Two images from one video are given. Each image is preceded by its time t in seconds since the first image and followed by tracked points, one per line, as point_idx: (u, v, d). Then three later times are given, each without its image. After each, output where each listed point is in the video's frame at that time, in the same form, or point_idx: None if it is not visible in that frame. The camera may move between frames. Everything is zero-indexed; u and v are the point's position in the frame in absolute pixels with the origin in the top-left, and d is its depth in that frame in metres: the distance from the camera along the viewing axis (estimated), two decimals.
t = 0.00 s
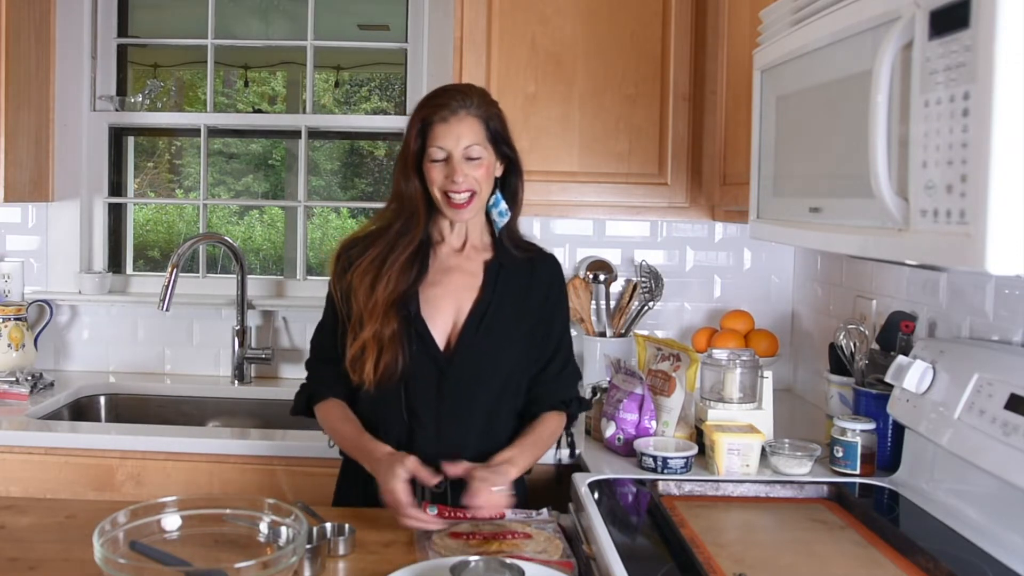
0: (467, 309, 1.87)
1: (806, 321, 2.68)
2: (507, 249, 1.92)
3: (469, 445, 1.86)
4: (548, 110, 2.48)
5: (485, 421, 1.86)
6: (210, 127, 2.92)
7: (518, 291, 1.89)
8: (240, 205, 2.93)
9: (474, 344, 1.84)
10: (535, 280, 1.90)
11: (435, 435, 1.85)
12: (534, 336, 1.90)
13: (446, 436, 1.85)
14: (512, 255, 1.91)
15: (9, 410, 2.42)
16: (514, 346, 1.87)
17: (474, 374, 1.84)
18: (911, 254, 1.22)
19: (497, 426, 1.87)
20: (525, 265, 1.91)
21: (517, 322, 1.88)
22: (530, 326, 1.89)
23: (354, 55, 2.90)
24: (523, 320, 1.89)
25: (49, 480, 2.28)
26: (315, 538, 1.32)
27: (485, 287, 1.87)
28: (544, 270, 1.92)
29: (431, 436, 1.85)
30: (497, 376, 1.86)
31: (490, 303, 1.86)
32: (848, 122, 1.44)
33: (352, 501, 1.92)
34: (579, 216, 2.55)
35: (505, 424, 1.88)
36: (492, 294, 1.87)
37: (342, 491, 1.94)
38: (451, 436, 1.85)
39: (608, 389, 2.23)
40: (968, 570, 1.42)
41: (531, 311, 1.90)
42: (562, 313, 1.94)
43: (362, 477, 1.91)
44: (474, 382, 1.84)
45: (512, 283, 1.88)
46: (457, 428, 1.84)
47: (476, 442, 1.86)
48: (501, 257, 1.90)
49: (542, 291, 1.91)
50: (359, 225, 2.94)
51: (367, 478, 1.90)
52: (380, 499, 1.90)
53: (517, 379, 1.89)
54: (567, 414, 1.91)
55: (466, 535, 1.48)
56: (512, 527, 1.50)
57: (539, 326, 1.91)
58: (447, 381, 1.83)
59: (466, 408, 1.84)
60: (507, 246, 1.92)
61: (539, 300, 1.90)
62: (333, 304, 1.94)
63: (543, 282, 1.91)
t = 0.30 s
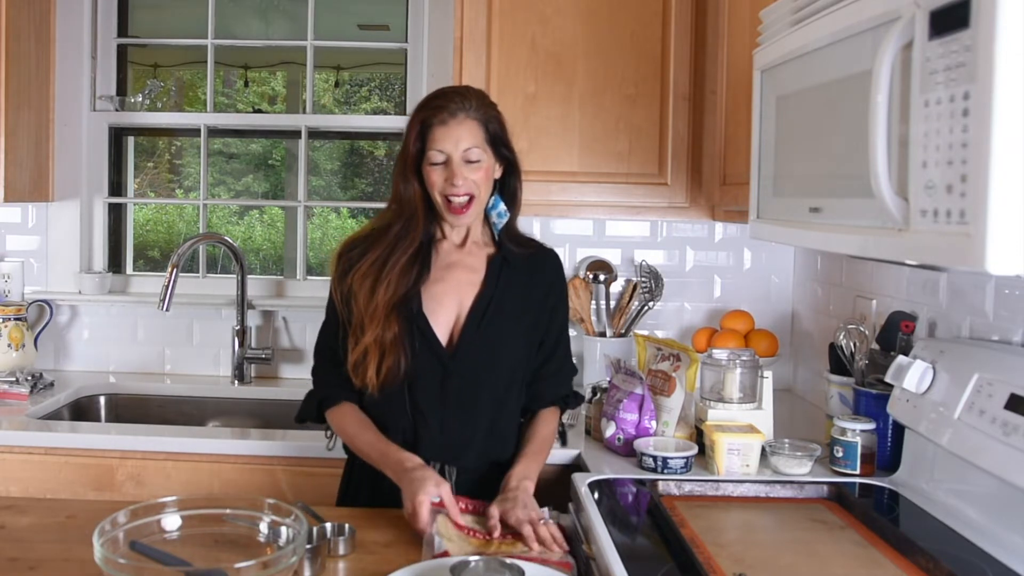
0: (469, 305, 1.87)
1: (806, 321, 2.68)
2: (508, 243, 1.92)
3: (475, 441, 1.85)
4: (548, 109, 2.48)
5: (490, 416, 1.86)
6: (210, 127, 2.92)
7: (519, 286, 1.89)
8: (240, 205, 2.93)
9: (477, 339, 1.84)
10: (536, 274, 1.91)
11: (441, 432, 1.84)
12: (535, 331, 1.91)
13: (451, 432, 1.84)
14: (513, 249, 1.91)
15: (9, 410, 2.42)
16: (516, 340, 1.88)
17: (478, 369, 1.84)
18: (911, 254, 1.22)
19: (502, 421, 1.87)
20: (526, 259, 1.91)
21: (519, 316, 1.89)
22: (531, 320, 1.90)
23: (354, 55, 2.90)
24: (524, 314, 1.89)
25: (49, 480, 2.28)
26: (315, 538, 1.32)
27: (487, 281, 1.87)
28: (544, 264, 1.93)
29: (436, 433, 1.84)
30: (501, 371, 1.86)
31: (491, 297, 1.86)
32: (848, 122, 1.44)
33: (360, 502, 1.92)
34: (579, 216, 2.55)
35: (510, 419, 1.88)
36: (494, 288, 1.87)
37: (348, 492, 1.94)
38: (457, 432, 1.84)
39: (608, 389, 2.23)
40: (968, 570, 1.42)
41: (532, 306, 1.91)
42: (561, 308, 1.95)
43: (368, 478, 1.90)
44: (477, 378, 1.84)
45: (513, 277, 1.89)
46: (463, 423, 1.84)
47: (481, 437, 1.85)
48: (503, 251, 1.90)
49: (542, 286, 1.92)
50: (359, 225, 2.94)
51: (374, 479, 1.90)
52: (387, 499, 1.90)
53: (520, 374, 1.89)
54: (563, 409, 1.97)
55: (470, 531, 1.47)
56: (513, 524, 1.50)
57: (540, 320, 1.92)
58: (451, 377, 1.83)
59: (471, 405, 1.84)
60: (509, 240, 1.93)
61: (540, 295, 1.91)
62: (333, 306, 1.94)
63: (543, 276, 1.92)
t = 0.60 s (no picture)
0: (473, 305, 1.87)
1: (807, 321, 2.68)
2: (511, 243, 1.92)
3: (479, 441, 1.85)
4: (548, 109, 2.48)
5: (494, 416, 1.86)
6: (210, 127, 2.92)
7: (523, 286, 1.90)
8: (240, 205, 2.93)
9: (481, 339, 1.84)
10: (539, 274, 1.91)
11: (445, 432, 1.83)
12: (539, 331, 1.92)
13: (456, 431, 1.84)
14: (517, 249, 1.91)
15: (9, 410, 2.42)
16: (520, 340, 1.88)
17: (482, 369, 1.84)
18: (910, 254, 1.22)
19: (506, 421, 1.87)
20: (529, 259, 1.91)
21: (523, 316, 1.89)
22: (534, 320, 1.90)
23: (354, 55, 2.90)
24: (527, 314, 1.89)
25: (49, 480, 2.28)
26: (315, 538, 1.32)
27: (491, 281, 1.88)
28: (549, 265, 1.93)
29: (440, 433, 1.83)
30: (504, 371, 1.86)
31: (495, 297, 1.86)
32: (848, 122, 1.44)
33: (364, 504, 1.92)
34: (579, 216, 2.55)
35: (514, 419, 1.88)
36: (497, 288, 1.87)
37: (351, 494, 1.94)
38: (461, 432, 1.84)
39: (608, 389, 2.23)
40: (968, 570, 1.42)
41: (537, 305, 1.91)
42: (564, 308, 1.96)
43: (371, 480, 1.90)
44: (481, 378, 1.84)
45: (516, 277, 1.89)
46: (467, 422, 1.84)
47: (485, 437, 1.85)
48: (507, 251, 1.90)
49: (546, 286, 1.92)
50: (359, 225, 2.94)
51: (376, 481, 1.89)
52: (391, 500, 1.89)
53: (524, 374, 1.89)
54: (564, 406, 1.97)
55: (469, 527, 1.45)
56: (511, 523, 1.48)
57: (544, 320, 1.92)
58: (456, 376, 1.83)
59: (474, 404, 1.84)
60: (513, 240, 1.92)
61: (544, 295, 1.92)
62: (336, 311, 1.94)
63: (547, 276, 1.92)
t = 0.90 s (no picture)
0: (473, 306, 1.87)
1: (807, 321, 2.68)
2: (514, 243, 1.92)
3: (479, 441, 1.85)
4: (548, 109, 2.48)
5: (494, 417, 1.86)
6: (210, 127, 2.92)
7: (526, 287, 1.89)
8: (240, 205, 2.93)
9: (481, 339, 1.84)
10: (541, 275, 1.91)
11: (445, 432, 1.84)
12: (542, 332, 1.92)
13: (456, 431, 1.84)
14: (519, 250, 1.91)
15: (9, 410, 2.42)
16: (522, 340, 1.88)
17: (481, 369, 1.84)
18: (910, 254, 1.22)
19: (506, 421, 1.87)
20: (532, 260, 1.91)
21: (524, 316, 1.88)
22: (536, 320, 1.90)
23: (354, 55, 2.90)
24: (529, 314, 1.89)
25: (49, 480, 2.28)
26: (315, 538, 1.32)
27: (491, 282, 1.87)
28: (552, 266, 1.93)
29: (440, 433, 1.84)
30: (505, 371, 1.86)
31: (496, 297, 1.86)
32: (848, 122, 1.44)
33: (364, 502, 1.92)
34: (579, 216, 2.55)
35: (515, 419, 1.88)
36: (498, 288, 1.87)
37: (352, 492, 1.94)
38: (461, 432, 1.84)
39: (608, 389, 2.23)
40: (968, 570, 1.42)
41: (539, 306, 1.91)
42: (567, 308, 1.95)
43: (372, 480, 1.90)
44: (481, 378, 1.84)
45: (518, 277, 1.89)
46: (467, 423, 1.84)
47: (485, 437, 1.86)
48: (509, 252, 1.90)
49: (549, 287, 1.92)
50: (359, 225, 2.94)
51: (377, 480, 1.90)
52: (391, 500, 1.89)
53: (525, 374, 1.89)
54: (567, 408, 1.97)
55: (467, 527, 1.45)
56: (510, 523, 1.48)
57: (546, 321, 1.92)
58: (456, 377, 1.83)
59: (475, 404, 1.84)
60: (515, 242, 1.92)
61: (547, 296, 1.91)
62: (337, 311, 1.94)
63: (548, 277, 1.92)
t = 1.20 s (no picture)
0: (470, 306, 1.87)
1: (806, 321, 2.68)
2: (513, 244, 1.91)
3: (476, 440, 1.85)
4: (548, 109, 2.48)
5: (492, 417, 1.86)
6: (210, 127, 2.92)
7: (525, 287, 1.89)
8: (240, 205, 2.93)
9: (477, 338, 1.84)
10: (540, 275, 1.91)
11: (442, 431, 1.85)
12: (541, 332, 1.91)
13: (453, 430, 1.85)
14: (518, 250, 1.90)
15: (9, 410, 2.42)
16: (520, 340, 1.88)
17: (478, 368, 1.84)
18: (911, 254, 1.22)
19: (504, 422, 1.87)
20: (531, 260, 1.91)
21: (523, 316, 1.88)
22: (535, 320, 1.90)
23: (354, 55, 2.90)
24: (527, 314, 1.89)
25: (49, 480, 2.28)
26: (315, 538, 1.32)
27: (489, 280, 1.87)
28: (551, 266, 1.93)
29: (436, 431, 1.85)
30: (502, 370, 1.86)
31: (494, 296, 1.86)
32: (848, 122, 1.44)
33: (362, 500, 1.92)
34: (579, 216, 2.55)
35: (512, 419, 1.88)
36: (496, 288, 1.87)
37: (350, 491, 1.94)
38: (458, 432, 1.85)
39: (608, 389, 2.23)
40: (968, 570, 1.42)
41: (538, 306, 1.90)
42: (569, 309, 1.94)
43: (370, 478, 1.91)
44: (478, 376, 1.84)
45: (516, 277, 1.89)
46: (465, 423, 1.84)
47: (483, 437, 1.86)
48: (507, 251, 1.90)
49: (549, 288, 1.91)
50: (359, 225, 2.94)
51: (375, 478, 1.90)
52: (387, 500, 1.88)
53: (523, 374, 1.89)
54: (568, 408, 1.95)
55: (465, 531, 1.45)
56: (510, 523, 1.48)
57: (546, 322, 1.91)
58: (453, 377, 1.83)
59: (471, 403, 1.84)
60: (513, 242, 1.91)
61: (546, 297, 1.91)
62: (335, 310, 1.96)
63: (548, 277, 1.91)
